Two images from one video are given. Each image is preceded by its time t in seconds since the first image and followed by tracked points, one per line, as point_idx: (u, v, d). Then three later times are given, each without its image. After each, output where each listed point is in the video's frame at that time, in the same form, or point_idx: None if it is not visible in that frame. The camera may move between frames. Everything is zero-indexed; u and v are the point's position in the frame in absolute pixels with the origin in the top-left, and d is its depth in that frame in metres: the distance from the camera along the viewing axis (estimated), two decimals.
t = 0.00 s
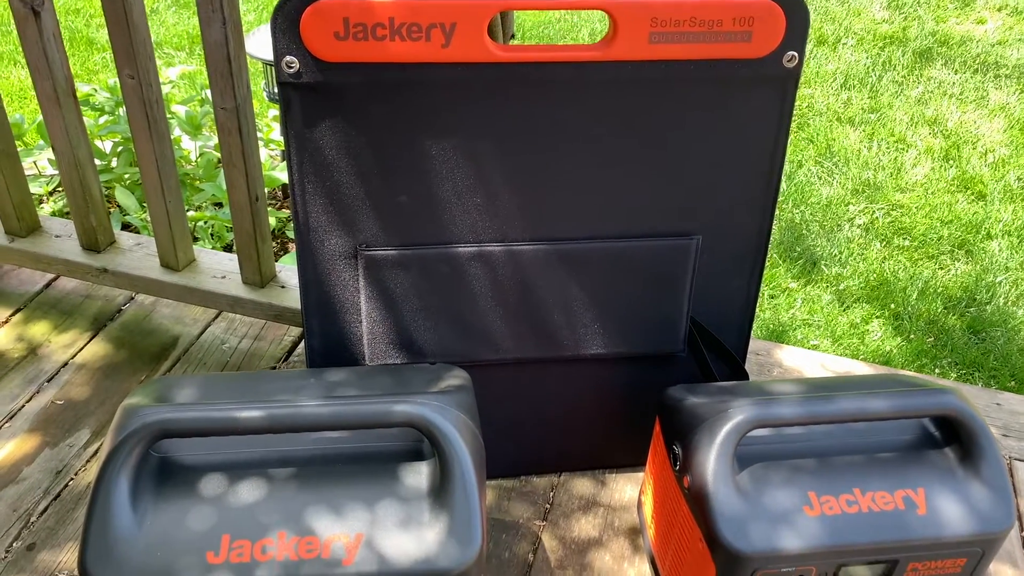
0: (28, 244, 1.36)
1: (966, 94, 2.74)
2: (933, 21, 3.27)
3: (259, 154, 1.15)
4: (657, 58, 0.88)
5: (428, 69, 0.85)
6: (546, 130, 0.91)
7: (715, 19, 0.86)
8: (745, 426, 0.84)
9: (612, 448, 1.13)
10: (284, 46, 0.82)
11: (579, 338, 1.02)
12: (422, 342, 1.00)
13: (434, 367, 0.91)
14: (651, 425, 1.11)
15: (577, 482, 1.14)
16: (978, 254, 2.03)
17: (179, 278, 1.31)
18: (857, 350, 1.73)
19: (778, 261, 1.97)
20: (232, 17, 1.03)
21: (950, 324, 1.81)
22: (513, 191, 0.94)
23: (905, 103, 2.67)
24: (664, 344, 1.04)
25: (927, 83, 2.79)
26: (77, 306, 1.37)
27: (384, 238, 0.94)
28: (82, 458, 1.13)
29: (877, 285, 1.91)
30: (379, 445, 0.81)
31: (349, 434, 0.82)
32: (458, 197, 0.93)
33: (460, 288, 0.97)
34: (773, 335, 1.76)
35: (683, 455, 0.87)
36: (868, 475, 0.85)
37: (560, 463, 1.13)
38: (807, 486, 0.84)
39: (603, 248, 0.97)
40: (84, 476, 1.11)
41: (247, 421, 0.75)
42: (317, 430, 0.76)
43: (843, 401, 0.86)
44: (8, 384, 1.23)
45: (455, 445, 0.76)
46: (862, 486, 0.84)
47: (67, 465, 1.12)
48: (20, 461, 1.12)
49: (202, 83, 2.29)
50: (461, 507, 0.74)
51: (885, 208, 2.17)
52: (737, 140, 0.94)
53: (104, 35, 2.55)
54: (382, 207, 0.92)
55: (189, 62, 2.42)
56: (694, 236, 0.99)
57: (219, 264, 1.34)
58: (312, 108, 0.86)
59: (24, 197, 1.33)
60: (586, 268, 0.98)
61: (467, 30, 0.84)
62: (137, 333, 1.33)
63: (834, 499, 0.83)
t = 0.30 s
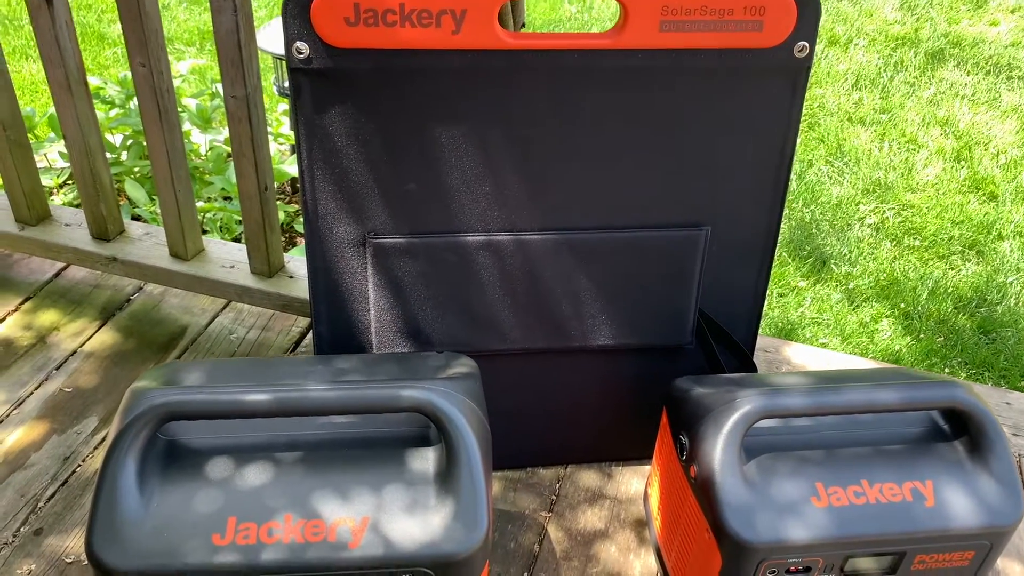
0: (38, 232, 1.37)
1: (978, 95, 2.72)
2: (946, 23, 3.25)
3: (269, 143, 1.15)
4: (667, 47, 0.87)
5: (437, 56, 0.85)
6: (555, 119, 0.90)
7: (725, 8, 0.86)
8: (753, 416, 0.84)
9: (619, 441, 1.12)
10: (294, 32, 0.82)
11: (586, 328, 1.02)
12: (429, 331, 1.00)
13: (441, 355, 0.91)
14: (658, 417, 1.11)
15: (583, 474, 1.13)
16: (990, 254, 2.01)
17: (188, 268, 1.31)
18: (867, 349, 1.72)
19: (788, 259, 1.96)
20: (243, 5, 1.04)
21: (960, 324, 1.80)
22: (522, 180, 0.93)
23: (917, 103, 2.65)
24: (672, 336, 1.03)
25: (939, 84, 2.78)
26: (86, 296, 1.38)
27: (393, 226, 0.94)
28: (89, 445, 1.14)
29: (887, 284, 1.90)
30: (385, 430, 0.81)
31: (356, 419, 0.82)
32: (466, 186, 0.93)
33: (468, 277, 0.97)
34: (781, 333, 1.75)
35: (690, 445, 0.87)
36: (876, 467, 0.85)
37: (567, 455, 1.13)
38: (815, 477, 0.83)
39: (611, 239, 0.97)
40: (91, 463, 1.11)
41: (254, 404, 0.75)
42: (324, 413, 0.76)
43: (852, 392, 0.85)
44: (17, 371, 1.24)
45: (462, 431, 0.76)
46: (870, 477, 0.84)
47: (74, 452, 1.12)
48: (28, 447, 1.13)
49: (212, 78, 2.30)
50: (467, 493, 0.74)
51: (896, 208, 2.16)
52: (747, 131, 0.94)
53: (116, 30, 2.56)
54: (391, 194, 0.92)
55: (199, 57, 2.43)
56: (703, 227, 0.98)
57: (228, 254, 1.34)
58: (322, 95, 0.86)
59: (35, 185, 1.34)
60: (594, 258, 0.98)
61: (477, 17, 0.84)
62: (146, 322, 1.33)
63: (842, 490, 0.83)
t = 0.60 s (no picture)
0: (49, 222, 1.38)
1: (988, 95, 2.71)
2: (956, 22, 3.22)
3: (279, 133, 1.16)
4: (676, 38, 0.88)
5: (447, 45, 0.86)
6: (564, 109, 0.91)
7: None
8: (760, 406, 0.84)
9: (625, 433, 1.13)
10: (305, 21, 0.83)
11: (593, 320, 1.02)
12: (437, 321, 1.01)
13: (449, 344, 0.91)
14: (664, 410, 1.11)
15: (589, 466, 1.13)
16: (998, 253, 2.01)
17: (198, 258, 1.32)
18: (874, 347, 1.72)
19: (796, 257, 1.95)
20: None
21: (968, 323, 1.79)
22: (530, 170, 0.94)
23: (926, 103, 2.64)
24: (679, 328, 1.03)
25: (949, 84, 2.76)
26: (96, 286, 1.39)
27: (401, 215, 0.95)
28: (98, 433, 1.14)
29: (895, 282, 1.89)
30: (392, 417, 0.81)
31: (364, 406, 0.82)
32: (475, 176, 0.93)
33: (476, 268, 0.98)
34: (788, 330, 1.75)
35: (696, 435, 0.87)
36: (882, 459, 0.85)
37: (573, 446, 1.13)
38: (821, 468, 0.83)
39: (619, 230, 0.97)
40: (100, 451, 1.12)
41: (263, 389, 0.76)
42: (332, 398, 0.76)
43: (859, 383, 0.85)
44: (28, 360, 1.25)
45: (469, 417, 0.76)
46: (877, 469, 0.84)
47: (83, 440, 1.13)
48: (38, 434, 1.13)
49: (222, 73, 2.31)
50: (473, 479, 0.75)
51: (904, 207, 2.15)
52: (755, 123, 0.94)
53: (127, 25, 2.57)
54: (400, 184, 0.93)
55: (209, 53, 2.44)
56: (711, 219, 0.99)
57: (237, 245, 1.35)
58: (332, 84, 0.87)
59: (46, 176, 1.35)
60: (602, 249, 0.98)
61: (487, 7, 0.84)
62: (155, 313, 1.34)
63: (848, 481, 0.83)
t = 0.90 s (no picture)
0: (58, 211, 1.38)
1: (998, 92, 2.69)
2: (966, 20, 3.15)
3: (288, 122, 1.16)
4: (685, 25, 0.87)
5: (456, 31, 0.86)
6: (573, 96, 0.91)
7: None
8: (767, 393, 0.83)
9: (631, 423, 1.13)
10: (315, 6, 0.83)
11: (600, 309, 1.02)
12: (444, 309, 1.01)
13: (456, 331, 0.91)
14: (671, 400, 1.10)
15: (596, 455, 1.13)
16: (1007, 249, 2.00)
17: (205, 247, 1.32)
18: (882, 341, 1.71)
19: (803, 251, 1.95)
20: None
21: (976, 318, 1.79)
22: (538, 158, 0.94)
23: (935, 99, 2.63)
24: (686, 317, 1.03)
25: (958, 81, 2.74)
26: (104, 275, 1.39)
27: (409, 202, 0.95)
28: (106, 419, 1.15)
29: (903, 277, 1.89)
30: (399, 402, 0.81)
31: (371, 391, 0.82)
32: (483, 163, 0.93)
33: (484, 256, 0.98)
34: (795, 325, 1.75)
35: (703, 423, 0.87)
36: (890, 447, 0.84)
37: (579, 436, 1.13)
38: (828, 456, 0.83)
39: (627, 218, 0.97)
40: (107, 437, 1.12)
41: (270, 372, 0.76)
42: (339, 382, 0.76)
43: (867, 371, 0.85)
44: (36, 347, 1.25)
45: (476, 401, 0.76)
46: (884, 457, 0.84)
47: (91, 426, 1.14)
48: (46, 421, 1.14)
49: (229, 67, 2.30)
50: (480, 463, 0.75)
51: (913, 202, 2.15)
52: (764, 111, 0.94)
53: (136, 19, 2.58)
54: (408, 170, 0.93)
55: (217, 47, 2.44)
56: (719, 208, 0.99)
57: (245, 234, 1.35)
58: (341, 69, 0.87)
59: (56, 164, 1.36)
60: (609, 238, 0.98)
61: None
62: (163, 302, 1.35)
63: (855, 469, 0.82)
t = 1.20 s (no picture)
0: (65, 199, 1.39)
1: (1006, 87, 2.67)
2: (973, 18, 3.09)
3: (294, 110, 1.16)
4: (692, 12, 0.87)
5: (463, 17, 0.85)
6: (580, 83, 0.90)
7: None
8: (773, 381, 0.83)
9: (636, 413, 1.12)
10: None
11: (606, 298, 1.02)
12: (450, 297, 1.01)
13: (462, 318, 0.91)
14: (676, 389, 1.10)
15: (601, 445, 1.13)
16: (1014, 245, 1.99)
17: (211, 235, 1.33)
18: (888, 335, 1.71)
19: (810, 245, 1.94)
20: None
21: (983, 313, 1.78)
22: (545, 145, 0.93)
23: (943, 95, 2.61)
24: (692, 307, 1.03)
25: (966, 76, 2.72)
26: (110, 264, 1.40)
27: (415, 189, 0.94)
28: (112, 407, 1.15)
29: (909, 272, 1.88)
30: (404, 387, 0.81)
31: (376, 376, 0.82)
32: (490, 151, 0.93)
33: (490, 243, 0.97)
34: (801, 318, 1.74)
35: (709, 411, 0.86)
36: (896, 436, 0.84)
37: (584, 426, 1.13)
38: (834, 444, 0.83)
39: (633, 206, 0.96)
40: (113, 424, 1.12)
41: (276, 356, 0.76)
42: (345, 367, 0.76)
43: (874, 360, 0.85)
44: (43, 334, 1.26)
45: (481, 387, 0.76)
46: (890, 446, 0.83)
47: (97, 413, 1.14)
48: (52, 407, 1.14)
49: (236, 59, 2.30)
50: (485, 449, 0.75)
51: (919, 197, 2.14)
52: (771, 100, 0.93)
53: (143, 12, 2.58)
54: (414, 157, 0.93)
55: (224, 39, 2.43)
56: (726, 197, 0.98)
57: (251, 223, 1.35)
58: (347, 54, 0.87)
59: (63, 151, 1.36)
60: (615, 226, 0.97)
61: None
62: (169, 290, 1.35)
63: (861, 458, 0.82)
